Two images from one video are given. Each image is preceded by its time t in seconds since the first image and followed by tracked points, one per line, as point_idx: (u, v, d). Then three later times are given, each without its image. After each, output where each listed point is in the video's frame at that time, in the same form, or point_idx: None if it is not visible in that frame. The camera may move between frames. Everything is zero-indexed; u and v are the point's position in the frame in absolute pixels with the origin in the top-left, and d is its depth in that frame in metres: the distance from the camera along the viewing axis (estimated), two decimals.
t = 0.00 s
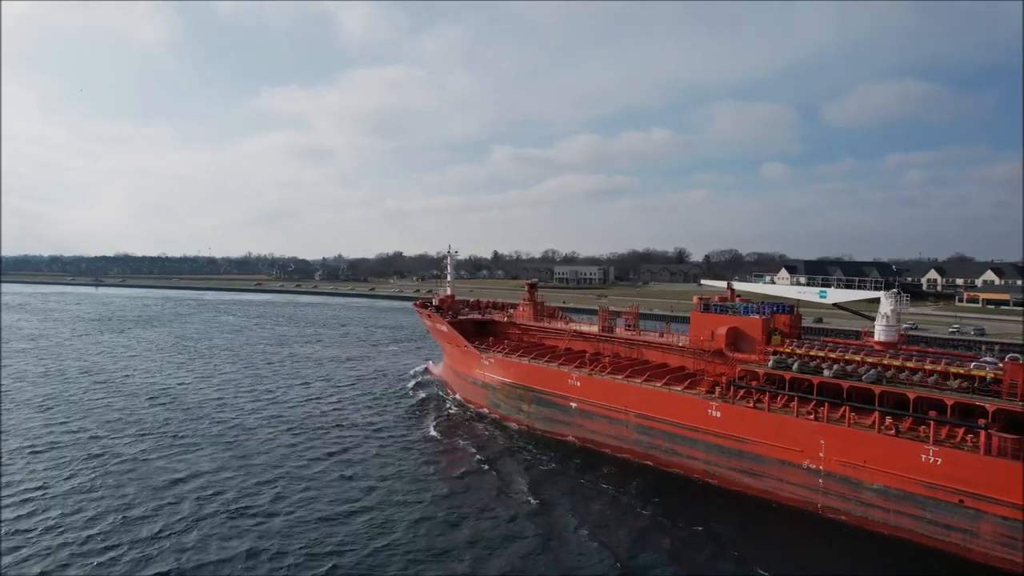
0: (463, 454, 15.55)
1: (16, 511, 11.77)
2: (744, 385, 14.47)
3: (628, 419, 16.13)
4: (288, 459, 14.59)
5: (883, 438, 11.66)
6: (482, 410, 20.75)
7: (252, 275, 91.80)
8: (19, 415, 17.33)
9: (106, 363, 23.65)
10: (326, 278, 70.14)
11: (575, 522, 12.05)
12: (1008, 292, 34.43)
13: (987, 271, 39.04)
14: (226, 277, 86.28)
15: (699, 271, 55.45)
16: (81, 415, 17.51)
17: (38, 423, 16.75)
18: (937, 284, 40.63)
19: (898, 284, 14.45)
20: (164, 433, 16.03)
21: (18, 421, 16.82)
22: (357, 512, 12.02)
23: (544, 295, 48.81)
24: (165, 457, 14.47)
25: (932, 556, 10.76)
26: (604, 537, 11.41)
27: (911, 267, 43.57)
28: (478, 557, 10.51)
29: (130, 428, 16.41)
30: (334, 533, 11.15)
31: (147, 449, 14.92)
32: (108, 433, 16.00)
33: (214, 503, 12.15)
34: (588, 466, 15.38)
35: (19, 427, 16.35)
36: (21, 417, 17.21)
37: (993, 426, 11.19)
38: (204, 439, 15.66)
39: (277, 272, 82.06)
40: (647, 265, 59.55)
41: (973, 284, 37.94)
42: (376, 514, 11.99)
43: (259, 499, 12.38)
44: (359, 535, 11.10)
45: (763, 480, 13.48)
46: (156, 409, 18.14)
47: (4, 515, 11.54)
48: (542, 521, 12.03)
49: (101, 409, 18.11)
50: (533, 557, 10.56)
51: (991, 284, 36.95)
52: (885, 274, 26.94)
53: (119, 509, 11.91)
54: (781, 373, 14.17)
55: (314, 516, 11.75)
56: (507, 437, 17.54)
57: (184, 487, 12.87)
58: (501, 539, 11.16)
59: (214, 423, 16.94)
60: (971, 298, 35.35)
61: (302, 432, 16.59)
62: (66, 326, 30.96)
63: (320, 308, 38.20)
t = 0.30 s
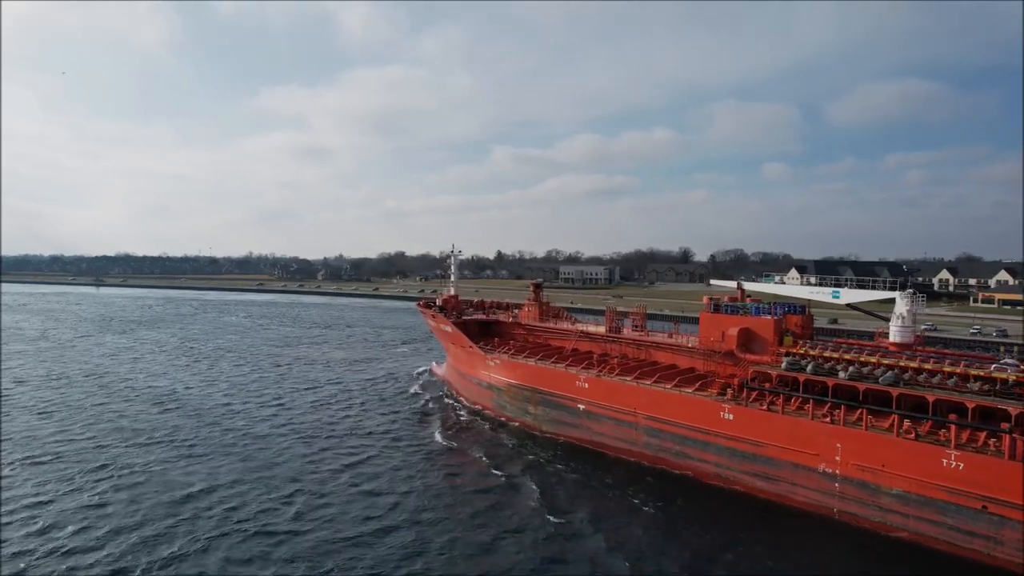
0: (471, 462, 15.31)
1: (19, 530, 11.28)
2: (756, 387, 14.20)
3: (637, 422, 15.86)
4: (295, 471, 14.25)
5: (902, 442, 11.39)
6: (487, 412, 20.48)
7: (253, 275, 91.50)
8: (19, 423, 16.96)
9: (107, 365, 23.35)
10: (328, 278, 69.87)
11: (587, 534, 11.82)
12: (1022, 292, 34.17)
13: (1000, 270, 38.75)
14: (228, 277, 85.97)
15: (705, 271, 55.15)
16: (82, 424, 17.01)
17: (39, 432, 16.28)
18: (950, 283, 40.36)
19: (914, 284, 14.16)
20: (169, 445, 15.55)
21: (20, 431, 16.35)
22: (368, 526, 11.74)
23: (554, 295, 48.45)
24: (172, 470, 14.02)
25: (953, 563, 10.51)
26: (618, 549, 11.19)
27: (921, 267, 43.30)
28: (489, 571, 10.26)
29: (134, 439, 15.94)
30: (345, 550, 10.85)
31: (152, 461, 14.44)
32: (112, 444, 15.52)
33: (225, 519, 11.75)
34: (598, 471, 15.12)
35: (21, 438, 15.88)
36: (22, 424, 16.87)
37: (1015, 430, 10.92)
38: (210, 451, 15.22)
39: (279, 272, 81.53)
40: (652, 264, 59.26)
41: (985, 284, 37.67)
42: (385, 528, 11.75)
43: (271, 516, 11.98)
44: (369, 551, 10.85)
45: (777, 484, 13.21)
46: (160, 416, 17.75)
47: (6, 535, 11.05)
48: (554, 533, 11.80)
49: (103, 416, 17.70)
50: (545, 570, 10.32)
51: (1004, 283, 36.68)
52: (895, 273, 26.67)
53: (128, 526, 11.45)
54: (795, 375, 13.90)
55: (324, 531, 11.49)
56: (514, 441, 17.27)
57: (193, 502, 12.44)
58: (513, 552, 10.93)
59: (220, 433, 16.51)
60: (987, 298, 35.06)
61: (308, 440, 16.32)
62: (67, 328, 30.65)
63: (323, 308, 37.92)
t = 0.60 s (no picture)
0: (481, 465, 15.05)
1: (18, 544, 10.72)
2: (771, 389, 13.94)
3: (648, 424, 15.61)
4: (304, 476, 13.85)
5: (924, 447, 11.13)
6: (493, 413, 20.22)
7: (255, 275, 91.17)
8: (19, 426, 16.54)
9: (109, 364, 23.04)
10: (331, 278, 69.58)
11: (601, 543, 11.58)
12: None
13: (1014, 271, 38.42)
14: (231, 277, 85.66)
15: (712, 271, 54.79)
16: (84, 429, 16.46)
17: (39, 437, 15.76)
18: (963, 283, 40.04)
19: (931, 284, 13.87)
20: (173, 450, 14.99)
21: (18, 435, 15.81)
22: (379, 534, 11.48)
23: (560, 295, 48.14)
24: (176, 478, 13.48)
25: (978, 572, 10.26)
26: (634, 560, 10.95)
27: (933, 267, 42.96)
28: None
29: (137, 444, 15.37)
30: (356, 560, 10.54)
31: (156, 469, 13.89)
32: (113, 450, 14.96)
33: (234, 531, 11.28)
34: (608, 476, 14.90)
35: (19, 443, 15.31)
36: (22, 427, 16.47)
37: None
38: (216, 457, 14.70)
39: (281, 273, 81.18)
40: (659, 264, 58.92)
41: (998, 284, 37.34)
42: (396, 535, 11.49)
43: (281, 527, 11.50)
44: (379, 559, 10.60)
45: (793, 488, 12.97)
46: (163, 419, 17.30)
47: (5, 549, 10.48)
48: (567, 541, 11.56)
49: (106, 420, 17.26)
50: None
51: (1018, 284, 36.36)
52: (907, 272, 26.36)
53: (133, 539, 10.93)
54: (811, 377, 13.64)
55: (335, 538, 11.24)
56: (522, 443, 17.00)
57: (200, 513, 11.93)
58: (527, 561, 10.68)
59: (225, 437, 15.99)
60: (1002, 299, 34.73)
61: (314, 442, 16.00)
62: (69, 328, 30.36)
63: (327, 308, 37.61)
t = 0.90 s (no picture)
0: (491, 469, 14.82)
1: (22, 557, 10.18)
2: (787, 391, 13.70)
3: (661, 427, 15.36)
4: (315, 483, 13.45)
5: (949, 451, 10.88)
6: (501, 415, 19.97)
7: (258, 275, 90.91)
8: (17, 432, 15.87)
9: (113, 367, 22.73)
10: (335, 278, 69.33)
11: (617, 549, 11.35)
12: None
13: None
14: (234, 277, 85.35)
15: (719, 271, 54.48)
16: (84, 438, 15.70)
17: (36, 445, 14.99)
18: (974, 283, 39.70)
19: (951, 284, 13.55)
20: (178, 460, 14.25)
21: (14, 444, 15.02)
22: (390, 539, 11.23)
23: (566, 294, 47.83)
24: (184, 489, 12.75)
25: None
26: (652, 566, 10.72)
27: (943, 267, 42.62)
28: None
29: (140, 454, 14.61)
30: (372, 569, 10.22)
31: (161, 480, 13.14)
32: (115, 460, 14.19)
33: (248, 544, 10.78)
34: (621, 479, 14.64)
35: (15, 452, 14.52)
36: (21, 432, 15.84)
37: None
38: (223, 467, 13.98)
39: (284, 272, 80.92)
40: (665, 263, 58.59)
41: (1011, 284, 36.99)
42: (409, 541, 11.23)
43: (296, 540, 10.98)
44: (389, 566, 10.34)
45: (812, 492, 12.72)
46: (167, 423, 16.89)
47: (9, 562, 9.96)
48: (581, 546, 11.31)
49: (108, 428, 16.61)
50: None
51: None
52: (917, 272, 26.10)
53: (146, 556, 10.26)
54: (829, 379, 13.38)
55: (344, 544, 10.98)
56: (532, 446, 16.75)
57: (209, 516, 11.62)
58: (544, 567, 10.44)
59: (232, 446, 15.29)
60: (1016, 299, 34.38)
61: (323, 447, 15.66)
62: (72, 330, 30.11)
63: (332, 308, 37.33)
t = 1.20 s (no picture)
0: (506, 472, 14.53)
1: (33, 562, 9.84)
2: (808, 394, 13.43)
3: (677, 429, 15.11)
4: (328, 485, 13.15)
5: (979, 455, 10.62)
6: (511, 417, 19.71)
7: (260, 275, 90.65)
8: (15, 437, 15.11)
9: (117, 368, 22.36)
10: (338, 279, 69.10)
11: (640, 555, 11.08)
12: None
13: None
14: (235, 278, 84.88)
15: (725, 271, 54.20)
16: (84, 442, 14.90)
17: (34, 451, 14.20)
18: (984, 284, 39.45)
19: (975, 285, 13.27)
20: (186, 468, 13.53)
21: (12, 450, 14.21)
22: (406, 543, 10.95)
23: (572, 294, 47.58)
24: (197, 500, 12.07)
25: None
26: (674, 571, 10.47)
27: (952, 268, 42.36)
28: None
29: (145, 461, 13.86)
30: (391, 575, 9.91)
31: (172, 489, 12.46)
32: (119, 468, 13.44)
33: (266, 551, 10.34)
34: (637, 483, 14.37)
35: (12, 460, 13.70)
36: (21, 437, 15.12)
37: None
38: (235, 476, 13.31)
39: (286, 273, 80.69)
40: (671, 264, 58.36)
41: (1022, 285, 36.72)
42: (427, 545, 10.93)
43: (315, 548, 10.54)
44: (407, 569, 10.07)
45: (834, 497, 12.46)
46: (174, 422, 16.59)
47: (21, 567, 9.64)
48: (600, 551, 11.06)
49: (114, 426, 16.28)
50: None
51: None
52: (928, 272, 25.87)
53: (162, 566, 9.78)
54: (851, 381, 13.11)
55: (360, 547, 10.69)
56: (544, 448, 16.48)
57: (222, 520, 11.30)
58: (566, 573, 10.17)
59: (240, 452, 14.61)
60: None
61: (333, 448, 15.35)
62: (75, 331, 29.83)
63: (337, 309, 37.06)
